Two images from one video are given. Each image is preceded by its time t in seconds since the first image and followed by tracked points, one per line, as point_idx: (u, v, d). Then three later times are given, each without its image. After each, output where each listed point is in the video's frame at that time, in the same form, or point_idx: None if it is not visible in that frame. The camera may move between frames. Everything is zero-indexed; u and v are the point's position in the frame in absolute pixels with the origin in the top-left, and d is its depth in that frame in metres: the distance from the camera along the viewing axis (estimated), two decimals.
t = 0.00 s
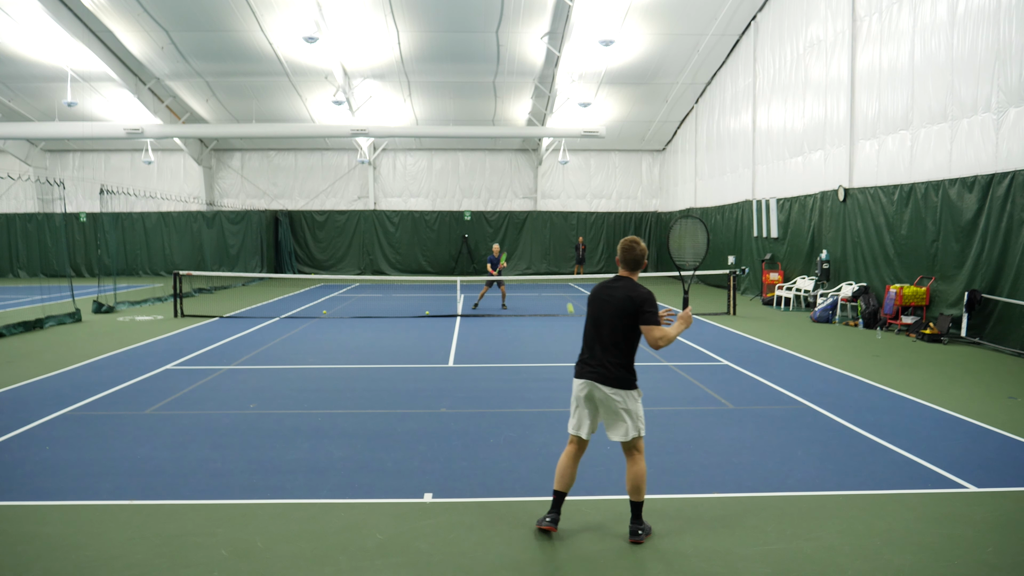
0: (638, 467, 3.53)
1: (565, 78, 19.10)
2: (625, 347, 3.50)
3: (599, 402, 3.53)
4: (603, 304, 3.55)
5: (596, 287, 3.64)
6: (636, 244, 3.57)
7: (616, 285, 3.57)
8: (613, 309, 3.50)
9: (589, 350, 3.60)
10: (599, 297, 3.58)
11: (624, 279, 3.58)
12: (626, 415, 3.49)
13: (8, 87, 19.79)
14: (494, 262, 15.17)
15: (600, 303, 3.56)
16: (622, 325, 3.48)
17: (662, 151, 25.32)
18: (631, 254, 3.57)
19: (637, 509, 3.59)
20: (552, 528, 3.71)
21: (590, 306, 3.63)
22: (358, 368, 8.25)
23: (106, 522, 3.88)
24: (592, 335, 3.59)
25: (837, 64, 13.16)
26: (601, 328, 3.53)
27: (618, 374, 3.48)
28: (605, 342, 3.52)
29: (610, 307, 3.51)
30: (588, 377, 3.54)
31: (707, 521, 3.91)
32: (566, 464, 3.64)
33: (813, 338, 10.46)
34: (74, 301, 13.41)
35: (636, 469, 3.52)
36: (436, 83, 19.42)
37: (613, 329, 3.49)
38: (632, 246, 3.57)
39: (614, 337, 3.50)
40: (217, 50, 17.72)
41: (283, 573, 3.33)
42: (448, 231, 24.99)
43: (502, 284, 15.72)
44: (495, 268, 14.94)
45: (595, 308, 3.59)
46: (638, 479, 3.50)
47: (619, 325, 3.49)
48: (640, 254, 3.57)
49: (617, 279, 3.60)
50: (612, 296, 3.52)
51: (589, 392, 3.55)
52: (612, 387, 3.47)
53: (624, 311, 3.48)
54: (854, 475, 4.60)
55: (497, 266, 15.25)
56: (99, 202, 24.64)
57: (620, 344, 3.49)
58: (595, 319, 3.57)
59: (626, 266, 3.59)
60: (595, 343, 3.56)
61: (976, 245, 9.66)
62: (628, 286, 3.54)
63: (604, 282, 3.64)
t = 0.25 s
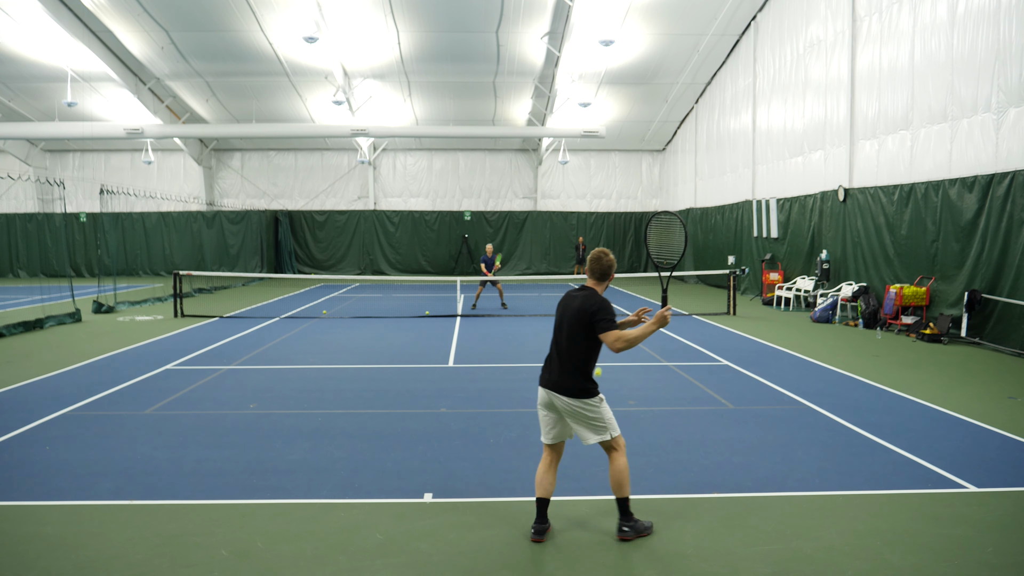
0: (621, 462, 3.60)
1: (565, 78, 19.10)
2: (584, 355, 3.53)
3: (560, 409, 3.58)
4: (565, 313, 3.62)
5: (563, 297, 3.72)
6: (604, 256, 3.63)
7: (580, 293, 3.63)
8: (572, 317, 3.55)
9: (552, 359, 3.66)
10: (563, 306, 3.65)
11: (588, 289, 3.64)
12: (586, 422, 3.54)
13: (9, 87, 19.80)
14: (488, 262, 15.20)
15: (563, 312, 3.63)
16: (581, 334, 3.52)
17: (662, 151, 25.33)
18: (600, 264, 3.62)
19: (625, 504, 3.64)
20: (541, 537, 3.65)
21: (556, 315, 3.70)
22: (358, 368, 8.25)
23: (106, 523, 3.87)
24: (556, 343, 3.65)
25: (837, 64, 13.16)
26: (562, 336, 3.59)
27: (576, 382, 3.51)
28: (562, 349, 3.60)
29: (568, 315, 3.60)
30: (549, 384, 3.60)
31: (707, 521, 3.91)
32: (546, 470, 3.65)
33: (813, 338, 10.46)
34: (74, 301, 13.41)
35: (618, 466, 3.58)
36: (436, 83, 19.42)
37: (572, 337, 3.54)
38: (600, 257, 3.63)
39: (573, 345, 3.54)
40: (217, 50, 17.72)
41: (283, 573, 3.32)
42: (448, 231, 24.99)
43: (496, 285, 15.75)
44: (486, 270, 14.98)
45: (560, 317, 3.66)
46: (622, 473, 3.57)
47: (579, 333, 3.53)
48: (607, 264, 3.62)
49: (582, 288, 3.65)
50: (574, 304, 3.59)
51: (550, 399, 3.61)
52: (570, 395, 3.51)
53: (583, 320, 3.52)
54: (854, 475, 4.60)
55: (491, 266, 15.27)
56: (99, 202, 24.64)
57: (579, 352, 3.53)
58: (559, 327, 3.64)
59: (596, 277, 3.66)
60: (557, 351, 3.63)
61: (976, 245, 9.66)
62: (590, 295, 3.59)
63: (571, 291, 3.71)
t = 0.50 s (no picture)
0: (575, 453, 3.79)
1: (565, 78, 19.11)
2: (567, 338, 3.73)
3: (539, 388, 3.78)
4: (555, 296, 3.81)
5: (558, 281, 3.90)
6: (598, 245, 3.74)
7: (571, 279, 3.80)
8: (559, 301, 3.74)
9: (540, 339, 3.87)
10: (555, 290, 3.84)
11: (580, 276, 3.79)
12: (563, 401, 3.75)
13: (9, 87, 19.80)
14: (488, 259, 15.22)
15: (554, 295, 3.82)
16: (566, 318, 3.71)
17: (662, 151, 25.33)
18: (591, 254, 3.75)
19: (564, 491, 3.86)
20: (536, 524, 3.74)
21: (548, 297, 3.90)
22: (357, 368, 8.24)
23: (106, 523, 3.88)
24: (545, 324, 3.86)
25: (837, 64, 13.17)
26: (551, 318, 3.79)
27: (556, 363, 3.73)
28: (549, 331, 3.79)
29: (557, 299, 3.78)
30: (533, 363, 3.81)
31: (707, 521, 3.91)
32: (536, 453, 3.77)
33: (813, 338, 10.46)
34: (74, 301, 13.40)
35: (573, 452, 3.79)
36: (437, 83, 19.42)
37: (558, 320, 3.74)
38: (593, 246, 3.75)
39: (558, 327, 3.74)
40: (217, 51, 17.72)
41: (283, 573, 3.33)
42: (448, 231, 24.99)
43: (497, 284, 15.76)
44: (488, 269, 15.00)
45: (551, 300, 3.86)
46: (573, 465, 3.76)
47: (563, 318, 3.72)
48: (602, 252, 3.76)
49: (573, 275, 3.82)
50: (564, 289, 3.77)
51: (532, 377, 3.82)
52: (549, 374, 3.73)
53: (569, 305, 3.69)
54: (854, 475, 4.60)
55: (490, 265, 15.27)
56: (99, 202, 24.64)
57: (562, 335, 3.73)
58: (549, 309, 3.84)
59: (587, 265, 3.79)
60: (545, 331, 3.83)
61: (976, 245, 9.67)
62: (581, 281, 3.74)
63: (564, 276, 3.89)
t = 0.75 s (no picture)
0: (570, 452, 3.90)
1: (565, 78, 19.10)
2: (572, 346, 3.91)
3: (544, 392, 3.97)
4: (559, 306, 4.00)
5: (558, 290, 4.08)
6: (602, 260, 3.92)
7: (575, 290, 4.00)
8: (566, 312, 3.92)
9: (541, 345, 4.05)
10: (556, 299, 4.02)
11: (585, 289, 3.96)
12: (567, 407, 3.92)
13: (9, 87, 19.80)
14: (490, 262, 15.21)
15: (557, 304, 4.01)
16: (572, 327, 3.89)
17: (661, 151, 25.33)
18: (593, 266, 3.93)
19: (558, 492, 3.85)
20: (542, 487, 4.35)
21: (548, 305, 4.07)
22: (357, 368, 8.24)
23: (106, 523, 3.88)
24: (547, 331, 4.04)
25: (837, 64, 13.16)
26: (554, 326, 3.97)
27: (562, 369, 3.90)
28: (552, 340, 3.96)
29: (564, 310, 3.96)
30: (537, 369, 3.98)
31: (707, 521, 3.91)
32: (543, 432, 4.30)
33: (813, 338, 10.47)
34: (74, 301, 13.40)
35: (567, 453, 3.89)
36: (436, 83, 19.42)
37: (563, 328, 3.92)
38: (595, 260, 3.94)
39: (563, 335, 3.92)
40: (217, 50, 17.72)
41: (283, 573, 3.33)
42: (448, 231, 25.00)
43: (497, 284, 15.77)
44: (490, 269, 15.01)
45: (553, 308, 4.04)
46: (566, 463, 3.83)
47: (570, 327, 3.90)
48: (605, 268, 3.93)
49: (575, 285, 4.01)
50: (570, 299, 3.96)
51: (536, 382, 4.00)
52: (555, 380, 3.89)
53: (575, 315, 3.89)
54: (854, 475, 4.60)
55: (493, 268, 15.28)
56: (99, 202, 24.64)
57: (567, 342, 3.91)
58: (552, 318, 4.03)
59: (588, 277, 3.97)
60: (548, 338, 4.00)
61: (976, 245, 9.66)
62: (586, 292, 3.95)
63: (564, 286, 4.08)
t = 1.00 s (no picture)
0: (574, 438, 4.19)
1: (565, 78, 19.10)
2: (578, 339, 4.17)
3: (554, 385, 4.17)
4: (560, 302, 4.15)
5: (550, 283, 4.18)
6: (597, 255, 4.14)
7: (572, 284, 4.19)
8: (580, 311, 4.13)
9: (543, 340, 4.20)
10: (556, 295, 4.15)
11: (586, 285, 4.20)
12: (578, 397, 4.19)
13: (9, 87, 19.80)
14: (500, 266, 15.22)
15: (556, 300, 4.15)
16: (584, 321, 4.14)
17: (662, 151, 25.33)
18: (589, 261, 4.15)
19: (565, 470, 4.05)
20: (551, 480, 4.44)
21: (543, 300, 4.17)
22: (357, 368, 8.25)
23: (106, 523, 3.87)
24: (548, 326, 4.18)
25: (837, 64, 13.17)
26: (559, 322, 4.15)
27: (573, 362, 4.14)
28: (565, 337, 4.14)
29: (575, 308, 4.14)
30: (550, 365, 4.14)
31: (707, 521, 3.91)
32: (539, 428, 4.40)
33: (813, 338, 10.47)
34: (74, 301, 13.40)
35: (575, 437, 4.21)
36: (436, 83, 19.42)
37: (572, 324, 4.13)
38: (589, 255, 4.15)
39: (571, 329, 4.14)
40: (217, 50, 17.72)
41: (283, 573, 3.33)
42: (448, 231, 25.01)
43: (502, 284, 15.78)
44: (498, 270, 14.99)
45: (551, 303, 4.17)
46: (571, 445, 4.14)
47: (578, 322, 4.14)
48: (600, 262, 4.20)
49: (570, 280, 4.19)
50: (573, 296, 4.14)
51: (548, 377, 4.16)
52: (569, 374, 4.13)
53: (583, 310, 4.13)
54: (854, 475, 4.60)
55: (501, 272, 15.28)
56: (99, 202, 24.63)
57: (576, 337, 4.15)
58: (553, 314, 4.18)
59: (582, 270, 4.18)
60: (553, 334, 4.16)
61: (977, 245, 9.66)
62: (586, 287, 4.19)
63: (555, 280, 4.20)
